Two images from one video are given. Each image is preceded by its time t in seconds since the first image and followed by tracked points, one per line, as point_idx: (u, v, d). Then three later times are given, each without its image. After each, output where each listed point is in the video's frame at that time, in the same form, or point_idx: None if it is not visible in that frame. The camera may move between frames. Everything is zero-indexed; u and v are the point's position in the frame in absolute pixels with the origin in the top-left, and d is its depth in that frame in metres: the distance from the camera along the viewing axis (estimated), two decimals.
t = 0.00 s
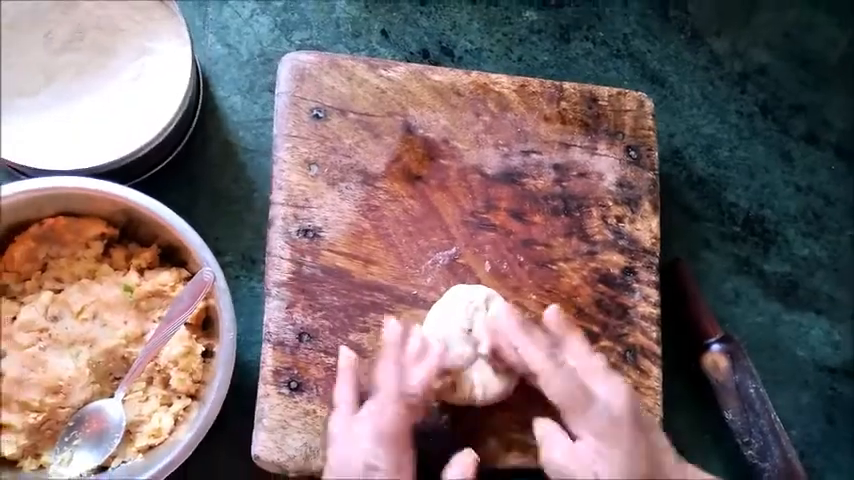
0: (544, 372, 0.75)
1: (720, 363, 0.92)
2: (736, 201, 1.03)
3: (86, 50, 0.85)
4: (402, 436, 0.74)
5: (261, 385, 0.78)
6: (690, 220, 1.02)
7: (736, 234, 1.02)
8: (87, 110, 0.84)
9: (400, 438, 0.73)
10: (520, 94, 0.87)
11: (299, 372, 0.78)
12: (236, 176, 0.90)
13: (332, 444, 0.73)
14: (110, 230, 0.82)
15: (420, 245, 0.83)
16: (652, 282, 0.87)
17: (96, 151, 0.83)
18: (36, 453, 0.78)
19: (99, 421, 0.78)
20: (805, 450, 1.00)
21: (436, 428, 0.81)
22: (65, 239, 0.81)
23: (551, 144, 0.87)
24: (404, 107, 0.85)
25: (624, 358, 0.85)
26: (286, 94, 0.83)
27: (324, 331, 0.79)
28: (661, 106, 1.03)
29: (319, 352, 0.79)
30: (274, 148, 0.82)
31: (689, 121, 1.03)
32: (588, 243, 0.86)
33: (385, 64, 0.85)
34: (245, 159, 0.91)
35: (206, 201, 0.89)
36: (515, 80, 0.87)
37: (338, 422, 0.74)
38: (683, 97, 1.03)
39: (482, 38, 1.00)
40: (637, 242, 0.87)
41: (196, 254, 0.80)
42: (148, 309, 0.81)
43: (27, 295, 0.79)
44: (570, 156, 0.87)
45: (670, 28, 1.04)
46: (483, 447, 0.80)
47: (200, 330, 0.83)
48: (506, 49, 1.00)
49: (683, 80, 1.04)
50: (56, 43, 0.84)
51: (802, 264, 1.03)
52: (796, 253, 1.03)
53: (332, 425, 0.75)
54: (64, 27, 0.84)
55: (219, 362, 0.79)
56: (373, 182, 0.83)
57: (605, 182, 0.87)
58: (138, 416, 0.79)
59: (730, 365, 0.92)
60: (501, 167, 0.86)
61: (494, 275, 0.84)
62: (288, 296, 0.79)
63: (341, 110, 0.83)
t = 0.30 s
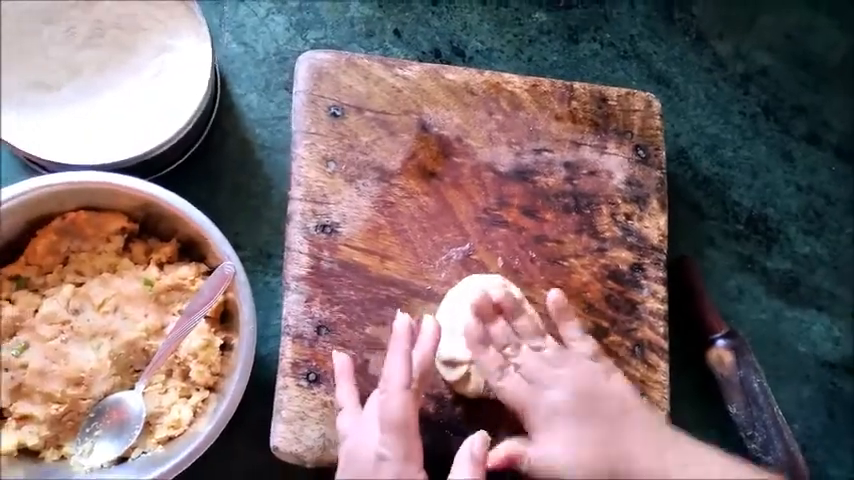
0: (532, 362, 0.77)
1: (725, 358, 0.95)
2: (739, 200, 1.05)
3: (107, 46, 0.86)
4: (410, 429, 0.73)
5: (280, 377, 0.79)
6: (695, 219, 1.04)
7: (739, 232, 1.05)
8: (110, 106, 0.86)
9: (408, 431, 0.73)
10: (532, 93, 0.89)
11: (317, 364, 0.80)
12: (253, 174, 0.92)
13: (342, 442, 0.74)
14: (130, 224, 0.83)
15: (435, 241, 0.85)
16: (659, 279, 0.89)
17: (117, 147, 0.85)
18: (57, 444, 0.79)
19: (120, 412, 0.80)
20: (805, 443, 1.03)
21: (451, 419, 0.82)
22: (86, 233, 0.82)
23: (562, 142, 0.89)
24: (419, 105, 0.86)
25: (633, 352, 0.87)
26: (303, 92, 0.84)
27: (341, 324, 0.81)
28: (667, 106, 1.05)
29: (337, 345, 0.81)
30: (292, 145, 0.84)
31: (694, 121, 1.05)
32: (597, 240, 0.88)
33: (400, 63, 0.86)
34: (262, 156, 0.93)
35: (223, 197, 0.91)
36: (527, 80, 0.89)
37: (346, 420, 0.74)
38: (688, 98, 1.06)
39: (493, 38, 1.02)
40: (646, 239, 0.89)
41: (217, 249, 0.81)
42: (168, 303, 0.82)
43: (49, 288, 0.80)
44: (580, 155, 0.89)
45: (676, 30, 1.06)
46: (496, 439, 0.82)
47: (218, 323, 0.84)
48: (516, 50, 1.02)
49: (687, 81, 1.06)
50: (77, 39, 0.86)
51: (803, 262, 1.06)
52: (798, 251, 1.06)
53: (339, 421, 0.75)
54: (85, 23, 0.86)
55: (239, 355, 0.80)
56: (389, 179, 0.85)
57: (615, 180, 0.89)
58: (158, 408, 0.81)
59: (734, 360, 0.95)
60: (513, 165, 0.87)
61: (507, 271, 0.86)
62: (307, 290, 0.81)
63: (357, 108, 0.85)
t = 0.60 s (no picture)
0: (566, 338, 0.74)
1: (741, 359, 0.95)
2: (750, 204, 1.07)
3: (134, 57, 0.88)
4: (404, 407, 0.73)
5: (306, 379, 0.81)
6: (707, 221, 1.06)
7: (750, 235, 1.06)
8: (135, 117, 0.87)
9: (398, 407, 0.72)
10: (547, 99, 0.91)
11: (342, 367, 0.81)
12: (276, 181, 0.94)
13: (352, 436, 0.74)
14: (156, 231, 0.85)
15: (454, 244, 0.86)
16: (675, 281, 0.90)
17: (144, 155, 0.86)
18: (88, 447, 0.81)
19: (149, 415, 0.81)
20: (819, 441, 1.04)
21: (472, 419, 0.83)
22: (114, 240, 0.84)
23: (578, 147, 0.91)
24: (438, 112, 0.88)
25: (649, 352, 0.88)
26: (326, 100, 0.86)
27: (365, 327, 0.83)
28: (679, 112, 1.07)
29: (361, 346, 0.82)
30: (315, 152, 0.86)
31: (705, 126, 1.07)
32: (614, 242, 0.90)
33: (420, 72, 0.88)
34: (284, 163, 0.95)
35: (247, 203, 0.93)
36: (542, 86, 0.91)
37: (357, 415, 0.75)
38: (698, 103, 1.08)
39: (507, 46, 1.04)
40: (661, 242, 0.90)
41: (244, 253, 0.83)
42: (195, 307, 0.84)
43: (79, 293, 0.82)
44: (595, 160, 0.91)
45: (685, 37, 1.08)
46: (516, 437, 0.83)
47: (243, 327, 0.85)
48: (529, 57, 1.04)
49: (698, 87, 1.08)
50: (105, 50, 0.88)
51: (813, 264, 1.07)
52: (808, 253, 1.07)
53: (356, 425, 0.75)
54: (111, 33, 0.88)
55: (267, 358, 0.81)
56: (410, 184, 0.86)
57: (629, 184, 0.91)
58: (186, 411, 0.82)
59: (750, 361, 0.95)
60: (530, 169, 0.89)
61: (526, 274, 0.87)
62: (331, 293, 0.82)
63: (377, 115, 0.87)
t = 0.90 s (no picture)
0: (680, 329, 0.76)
1: (815, 372, 0.94)
2: (821, 215, 1.05)
3: (206, 69, 0.90)
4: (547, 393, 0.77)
5: (381, 389, 0.81)
6: (776, 232, 1.04)
7: (822, 247, 1.05)
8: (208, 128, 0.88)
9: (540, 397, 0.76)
10: (620, 109, 0.90)
11: (417, 377, 0.81)
12: (344, 191, 0.94)
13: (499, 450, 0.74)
14: (231, 240, 0.86)
15: (527, 255, 0.86)
16: (750, 293, 0.89)
17: (219, 165, 0.87)
18: (164, 456, 0.81)
19: (225, 423, 0.82)
20: None
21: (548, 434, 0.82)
22: (191, 249, 0.85)
23: (651, 157, 0.90)
24: (510, 122, 0.88)
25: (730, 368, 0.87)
26: (398, 111, 0.86)
27: (439, 337, 0.82)
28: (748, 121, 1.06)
29: (435, 358, 0.82)
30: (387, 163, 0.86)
31: (772, 135, 1.06)
32: (688, 254, 0.89)
33: (490, 82, 0.88)
34: (353, 175, 0.95)
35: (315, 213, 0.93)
36: (613, 96, 0.90)
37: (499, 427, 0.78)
38: (765, 112, 1.06)
39: (571, 55, 1.03)
40: (735, 253, 0.90)
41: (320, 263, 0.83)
42: (270, 316, 0.84)
43: (157, 302, 0.84)
44: (669, 170, 0.90)
45: (751, 46, 1.07)
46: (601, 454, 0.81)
47: (316, 336, 0.85)
48: (594, 66, 1.03)
49: (765, 96, 1.06)
50: (178, 63, 0.89)
51: None
52: None
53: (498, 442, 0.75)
54: (183, 46, 0.90)
55: (343, 366, 0.82)
56: (482, 194, 0.86)
57: (703, 195, 0.90)
58: (261, 420, 0.82)
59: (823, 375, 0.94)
60: (604, 180, 0.88)
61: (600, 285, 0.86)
62: (405, 303, 0.82)
63: (449, 125, 0.87)
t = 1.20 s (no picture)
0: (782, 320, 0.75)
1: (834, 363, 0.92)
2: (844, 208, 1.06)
3: (244, 59, 0.92)
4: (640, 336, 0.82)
5: (414, 375, 0.82)
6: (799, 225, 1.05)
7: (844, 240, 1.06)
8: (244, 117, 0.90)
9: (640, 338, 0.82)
10: (649, 101, 0.91)
11: (450, 364, 0.83)
12: (374, 181, 0.95)
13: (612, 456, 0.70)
14: (267, 228, 0.88)
15: (558, 245, 0.87)
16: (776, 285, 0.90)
17: (256, 153, 0.88)
18: (200, 439, 0.83)
19: (260, 408, 0.83)
20: None
21: (577, 421, 0.83)
22: (227, 236, 0.87)
23: (679, 149, 0.91)
24: (542, 113, 0.89)
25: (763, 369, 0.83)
26: (433, 102, 0.88)
27: (471, 325, 0.84)
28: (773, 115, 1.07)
29: (467, 345, 0.83)
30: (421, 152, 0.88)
31: (798, 129, 1.06)
32: (715, 245, 0.90)
33: (523, 73, 0.90)
34: (383, 164, 0.96)
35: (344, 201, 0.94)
36: (643, 88, 0.92)
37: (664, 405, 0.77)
38: (791, 106, 1.07)
39: (600, 48, 1.04)
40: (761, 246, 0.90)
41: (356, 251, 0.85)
42: (305, 303, 0.86)
43: (194, 288, 0.85)
44: (697, 162, 0.91)
45: (778, 40, 1.08)
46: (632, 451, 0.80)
47: (348, 323, 0.87)
48: (622, 58, 1.04)
49: (791, 90, 1.07)
50: (215, 52, 0.91)
51: None
52: None
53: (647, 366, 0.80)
54: (221, 36, 0.91)
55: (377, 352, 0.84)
56: (514, 185, 0.87)
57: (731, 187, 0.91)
58: (294, 405, 0.84)
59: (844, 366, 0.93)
60: (634, 171, 0.90)
61: (629, 276, 0.87)
62: (438, 291, 0.84)
63: (483, 116, 0.88)
